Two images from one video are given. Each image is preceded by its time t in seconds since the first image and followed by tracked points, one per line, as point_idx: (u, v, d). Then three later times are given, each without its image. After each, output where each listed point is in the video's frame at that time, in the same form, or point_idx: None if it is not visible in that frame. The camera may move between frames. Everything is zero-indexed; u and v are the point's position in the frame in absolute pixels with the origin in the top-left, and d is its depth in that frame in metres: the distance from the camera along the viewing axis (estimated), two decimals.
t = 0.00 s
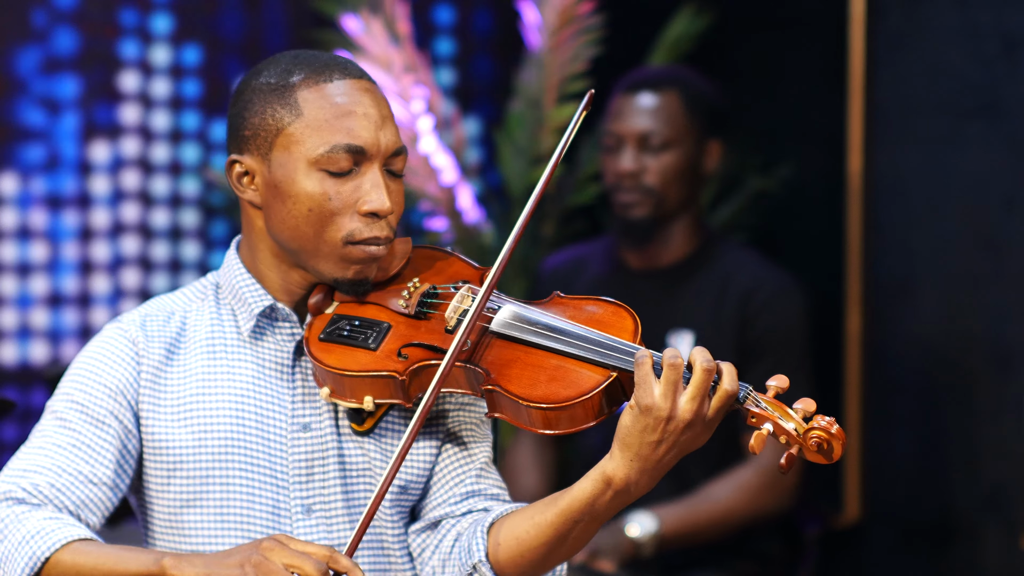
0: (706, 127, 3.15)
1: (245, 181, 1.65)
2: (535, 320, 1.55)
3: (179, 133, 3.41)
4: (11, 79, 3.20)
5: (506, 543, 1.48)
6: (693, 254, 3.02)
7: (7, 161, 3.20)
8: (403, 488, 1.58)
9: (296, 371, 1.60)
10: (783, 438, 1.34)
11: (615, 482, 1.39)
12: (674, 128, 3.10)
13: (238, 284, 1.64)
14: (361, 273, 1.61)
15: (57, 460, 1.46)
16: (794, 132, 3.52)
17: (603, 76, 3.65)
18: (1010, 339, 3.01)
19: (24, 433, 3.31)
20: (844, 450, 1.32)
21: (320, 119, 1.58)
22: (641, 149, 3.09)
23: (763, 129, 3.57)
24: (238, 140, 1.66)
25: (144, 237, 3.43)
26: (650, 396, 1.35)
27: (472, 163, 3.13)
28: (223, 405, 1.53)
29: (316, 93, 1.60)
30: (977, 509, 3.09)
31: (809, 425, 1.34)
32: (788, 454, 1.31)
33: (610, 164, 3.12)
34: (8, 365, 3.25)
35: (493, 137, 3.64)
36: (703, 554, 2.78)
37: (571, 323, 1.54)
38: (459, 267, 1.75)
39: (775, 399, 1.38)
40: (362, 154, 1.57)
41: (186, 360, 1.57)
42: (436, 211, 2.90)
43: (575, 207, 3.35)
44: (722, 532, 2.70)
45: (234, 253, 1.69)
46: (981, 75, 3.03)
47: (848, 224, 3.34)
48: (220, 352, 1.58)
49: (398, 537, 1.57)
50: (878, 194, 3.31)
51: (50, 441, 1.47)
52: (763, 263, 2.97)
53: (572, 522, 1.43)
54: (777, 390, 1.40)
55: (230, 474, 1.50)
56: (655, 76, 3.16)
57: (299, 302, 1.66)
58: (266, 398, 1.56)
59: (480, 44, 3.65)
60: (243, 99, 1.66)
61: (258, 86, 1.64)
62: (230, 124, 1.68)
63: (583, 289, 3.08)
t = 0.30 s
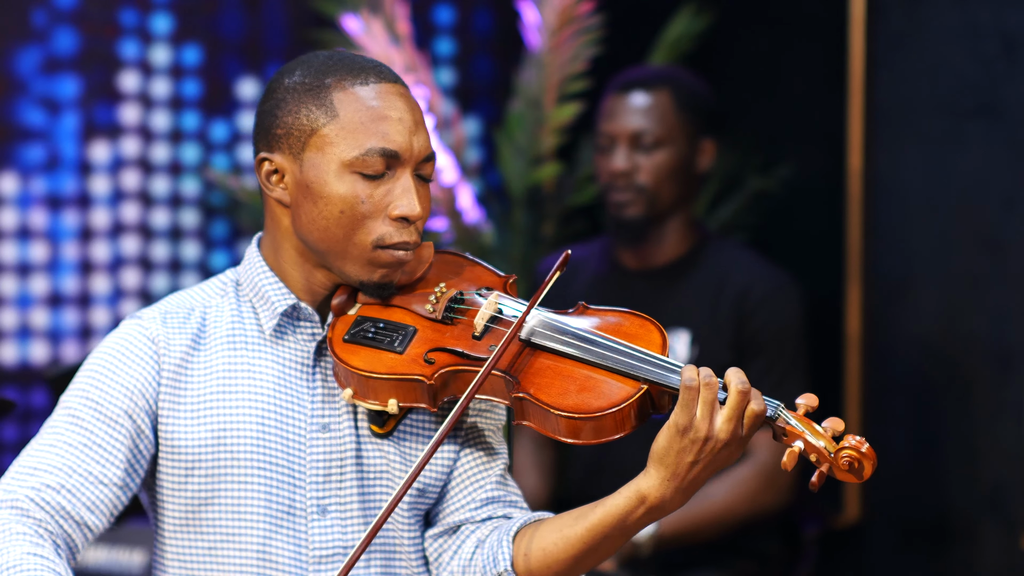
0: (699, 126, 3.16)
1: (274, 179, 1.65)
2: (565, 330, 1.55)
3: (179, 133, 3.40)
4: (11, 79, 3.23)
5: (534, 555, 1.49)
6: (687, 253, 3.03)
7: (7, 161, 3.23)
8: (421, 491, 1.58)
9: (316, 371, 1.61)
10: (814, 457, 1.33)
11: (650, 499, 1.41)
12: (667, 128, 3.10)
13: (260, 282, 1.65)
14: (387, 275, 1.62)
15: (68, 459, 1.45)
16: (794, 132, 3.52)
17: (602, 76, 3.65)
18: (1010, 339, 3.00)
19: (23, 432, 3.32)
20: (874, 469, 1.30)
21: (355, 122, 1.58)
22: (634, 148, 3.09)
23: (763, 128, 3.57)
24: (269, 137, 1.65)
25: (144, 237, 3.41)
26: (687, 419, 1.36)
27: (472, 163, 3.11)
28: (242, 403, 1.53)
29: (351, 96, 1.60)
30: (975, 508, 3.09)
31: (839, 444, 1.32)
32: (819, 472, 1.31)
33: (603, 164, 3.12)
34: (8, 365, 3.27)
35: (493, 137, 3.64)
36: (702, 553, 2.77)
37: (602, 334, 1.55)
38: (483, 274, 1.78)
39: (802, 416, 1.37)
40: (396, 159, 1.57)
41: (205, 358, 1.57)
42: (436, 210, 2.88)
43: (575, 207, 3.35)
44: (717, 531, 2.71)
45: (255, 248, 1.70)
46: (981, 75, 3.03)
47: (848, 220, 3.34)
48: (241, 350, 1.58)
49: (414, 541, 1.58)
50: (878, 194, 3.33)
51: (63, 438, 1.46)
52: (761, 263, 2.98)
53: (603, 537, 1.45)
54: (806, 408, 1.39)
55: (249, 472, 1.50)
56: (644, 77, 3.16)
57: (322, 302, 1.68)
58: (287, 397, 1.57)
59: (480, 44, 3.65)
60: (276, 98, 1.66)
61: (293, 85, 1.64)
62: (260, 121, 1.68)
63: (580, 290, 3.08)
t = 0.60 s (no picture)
0: (698, 126, 3.16)
1: (291, 180, 1.65)
2: (578, 339, 1.56)
3: (179, 134, 3.40)
4: (11, 80, 3.24)
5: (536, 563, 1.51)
6: (687, 253, 3.03)
7: (7, 161, 3.24)
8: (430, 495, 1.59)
9: (329, 372, 1.62)
10: (822, 475, 1.33)
11: (656, 513, 1.43)
12: (665, 128, 3.09)
13: (275, 280, 1.65)
14: (400, 279, 1.62)
15: (80, 438, 1.45)
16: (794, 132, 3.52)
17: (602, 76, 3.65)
18: (1010, 339, 3.01)
19: (23, 433, 3.32)
20: (882, 488, 1.30)
21: (372, 124, 1.57)
22: (631, 149, 3.08)
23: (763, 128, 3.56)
24: (286, 138, 1.65)
25: (144, 237, 3.41)
26: (700, 438, 1.36)
27: (471, 164, 3.10)
28: (255, 402, 1.54)
29: (369, 98, 1.59)
30: (974, 508, 3.09)
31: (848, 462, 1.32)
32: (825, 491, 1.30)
33: (601, 165, 3.11)
34: (9, 365, 3.28)
35: (493, 137, 3.64)
36: (701, 554, 2.77)
37: (614, 344, 1.55)
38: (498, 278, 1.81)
39: (813, 434, 1.38)
40: (412, 162, 1.57)
41: (218, 354, 1.57)
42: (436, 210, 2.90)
43: (575, 207, 3.35)
44: (711, 531, 2.71)
45: (271, 246, 1.71)
46: (981, 75, 3.03)
47: (849, 220, 3.33)
48: (255, 348, 1.59)
49: (422, 544, 1.58)
50: (877, 193, 3.32)
51: (73, 419, 1.46)
52: (760, 263, 2.98)
53: (607, 548, 1.46)
54: (817, 424, 1.38)
55: (259, 471, 1.50)
56: (642, 77, 3.16)
57: (336, 303, 1.68)
58: (299, 398, 1.57)
59: (480, 44, 3.65)
60: (294, 99, 1.65)
61: (312, 86, 1.64)
62: (278, 121, 1.68)
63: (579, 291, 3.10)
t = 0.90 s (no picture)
0: (699, 126, 3.16)
1: (301, 184, 1.64)
2: (586, 358, 1.56)
3: (179, 133, 3.38)
4: (11, 80, 3.25)
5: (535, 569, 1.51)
6: (688, 254, 3.02)
7: (7, 161, 3.25)
8: (432, 502, 1.61)
9: (335, 376, 1.62)
10: (825, 504, 1.34)
11: (655, 532, 1.41)
12: (666, 129, 3.10)
13: (284, 283, 1.65)
14: (408, 288, 1.62)
15: (105, 396, 1.41)
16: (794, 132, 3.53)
17: (602, 76, 3.64)
18: (1011, 339, 3.03)
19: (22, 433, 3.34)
20: (886, 522, 1.30)
21: (383, 133, 1.56)
22: (633, 150, 3.08)
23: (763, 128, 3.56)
24: (298, 142, 1.65)
25: (144, 237, 3.41)
26: (704, 452, 1.34)
27: (471, 164, 3.11)
28: (261, 405, 1.55)
29: (382, 105, 1.58)
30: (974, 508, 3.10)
31: (852, 494, 1.33)
32: (830, 521, 1.32)
33: (604, 167, 3.11)
34: (9, 365, 3.30)
35: (494, 137, 3.63)
36: (701, 554, 2.77)
37: (625, 364, 1.55)
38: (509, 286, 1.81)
39: (818, 463, 1.38)
40: (423, 173, 1.56)
41: (227, 351, 1.58)
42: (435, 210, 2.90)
43: (575, 207, 3.35)
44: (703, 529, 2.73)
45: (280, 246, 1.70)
46: (980, 74, 3.04)
47: (849, 226, 3.34)
48: (263, 349, 1.60)
49: (422, 551, 1.60)
50: (878, 193, 3.32)
51: (95, 380, 1.44)
52: (760, 262, 2.98)
53: (606, 565, 1.46)
54: (821, 451, 1.39)
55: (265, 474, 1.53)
56: (643, 78, 3.16)
57: (345, 309, 1.67)
58: (305, 403, 1.58)
59: (480, 44, 3.65)
60: (306, 103, 1.65)
61: (325, 91, 1.62)
62: (290, 124, 1.67)
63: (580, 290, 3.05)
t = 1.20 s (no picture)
0: (702, 127, 3.16)
1: (316, 187, 1.64)
2: (601, 372, 1.55)
3: (179, 133, 3.38)
4: (11, 80, 3.25)
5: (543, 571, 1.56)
6: (692, 255, 3.01)
7: (7, 161, 3.25)
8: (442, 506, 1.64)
9: (346, 379, 1.65)
10: (836, 527, 1.32)
11: (666, 549, 1.44)
12: (669, 130, 3.09)
13: (297, 285, 1.66)
14: (421, 295, 1.62)
15: (135, 375, 1.40)
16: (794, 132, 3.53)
17: (602, 76, 3.64)
18: (1011, 339, 3.01)
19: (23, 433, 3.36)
20: (896, 546, 1.29)
21: (402, 141, 1.55)
22: (635, 151, 3.08)
23: (763, 127, 3.56)
24: (315, 145, 1.64)
25: (144, 237, 3.40)
26: (722, 477, 1.34)
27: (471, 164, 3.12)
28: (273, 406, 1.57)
29: (402, 112, 1.57)
30: (975, 509, 3.09)
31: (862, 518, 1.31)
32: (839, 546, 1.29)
33: (606, 167, 3.11)
34: (9, 365, 3.30)
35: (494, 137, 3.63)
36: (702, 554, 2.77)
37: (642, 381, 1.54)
38: (522, 294, 1.81)
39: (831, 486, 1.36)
40: (440, 181, 1.55)
41: (241, 348, 1.58)
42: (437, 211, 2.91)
43: (575, 207, 3.35)
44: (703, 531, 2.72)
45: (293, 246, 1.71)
46: (980, 75, 3.03)
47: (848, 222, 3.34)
48: (276, 350, 1.61)
49: (429, 552, 1.63)
50: (877, 192, 3.33)
51: (121, 363, 1.42)
52: (762, 263, 2.98)
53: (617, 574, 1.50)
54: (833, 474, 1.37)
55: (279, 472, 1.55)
56: (646, 78, 3.15)
57: (358, 312, 1.68)
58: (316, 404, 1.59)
59: (480, 44, 3.65)
60: (324, 105, 1.64)
61: (344, 95, 1.62)
62: (308, 126, 1.66)
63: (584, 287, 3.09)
